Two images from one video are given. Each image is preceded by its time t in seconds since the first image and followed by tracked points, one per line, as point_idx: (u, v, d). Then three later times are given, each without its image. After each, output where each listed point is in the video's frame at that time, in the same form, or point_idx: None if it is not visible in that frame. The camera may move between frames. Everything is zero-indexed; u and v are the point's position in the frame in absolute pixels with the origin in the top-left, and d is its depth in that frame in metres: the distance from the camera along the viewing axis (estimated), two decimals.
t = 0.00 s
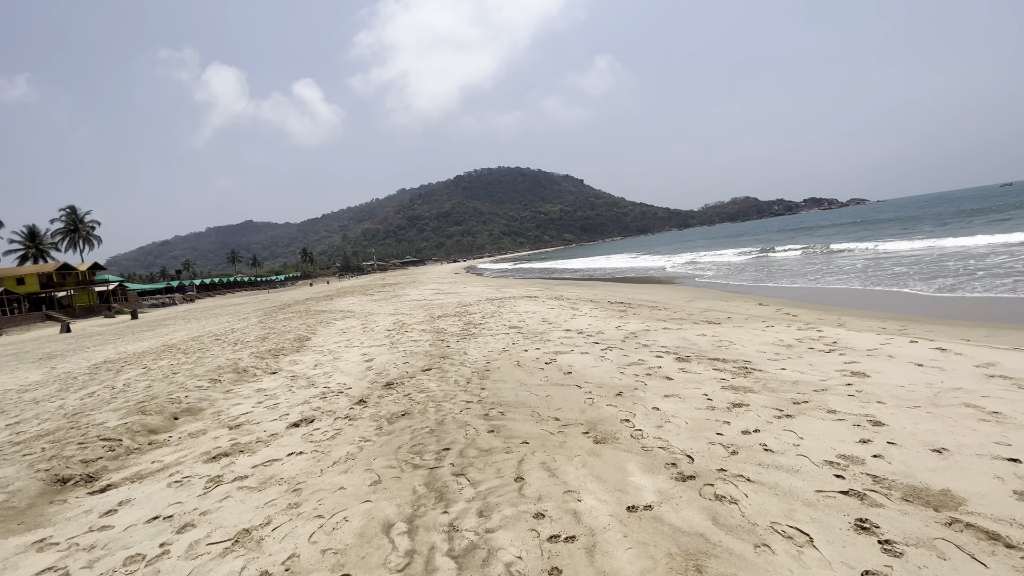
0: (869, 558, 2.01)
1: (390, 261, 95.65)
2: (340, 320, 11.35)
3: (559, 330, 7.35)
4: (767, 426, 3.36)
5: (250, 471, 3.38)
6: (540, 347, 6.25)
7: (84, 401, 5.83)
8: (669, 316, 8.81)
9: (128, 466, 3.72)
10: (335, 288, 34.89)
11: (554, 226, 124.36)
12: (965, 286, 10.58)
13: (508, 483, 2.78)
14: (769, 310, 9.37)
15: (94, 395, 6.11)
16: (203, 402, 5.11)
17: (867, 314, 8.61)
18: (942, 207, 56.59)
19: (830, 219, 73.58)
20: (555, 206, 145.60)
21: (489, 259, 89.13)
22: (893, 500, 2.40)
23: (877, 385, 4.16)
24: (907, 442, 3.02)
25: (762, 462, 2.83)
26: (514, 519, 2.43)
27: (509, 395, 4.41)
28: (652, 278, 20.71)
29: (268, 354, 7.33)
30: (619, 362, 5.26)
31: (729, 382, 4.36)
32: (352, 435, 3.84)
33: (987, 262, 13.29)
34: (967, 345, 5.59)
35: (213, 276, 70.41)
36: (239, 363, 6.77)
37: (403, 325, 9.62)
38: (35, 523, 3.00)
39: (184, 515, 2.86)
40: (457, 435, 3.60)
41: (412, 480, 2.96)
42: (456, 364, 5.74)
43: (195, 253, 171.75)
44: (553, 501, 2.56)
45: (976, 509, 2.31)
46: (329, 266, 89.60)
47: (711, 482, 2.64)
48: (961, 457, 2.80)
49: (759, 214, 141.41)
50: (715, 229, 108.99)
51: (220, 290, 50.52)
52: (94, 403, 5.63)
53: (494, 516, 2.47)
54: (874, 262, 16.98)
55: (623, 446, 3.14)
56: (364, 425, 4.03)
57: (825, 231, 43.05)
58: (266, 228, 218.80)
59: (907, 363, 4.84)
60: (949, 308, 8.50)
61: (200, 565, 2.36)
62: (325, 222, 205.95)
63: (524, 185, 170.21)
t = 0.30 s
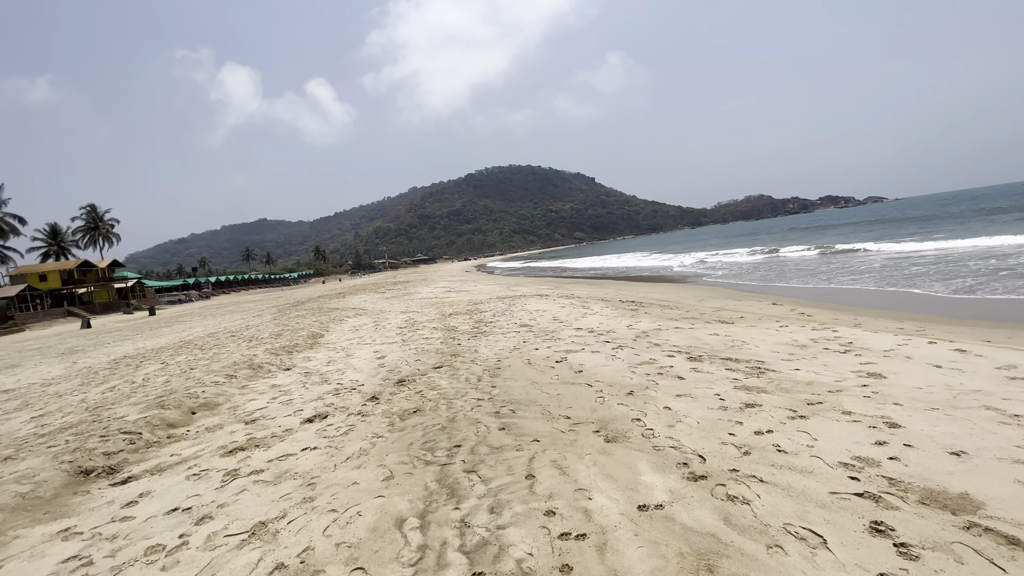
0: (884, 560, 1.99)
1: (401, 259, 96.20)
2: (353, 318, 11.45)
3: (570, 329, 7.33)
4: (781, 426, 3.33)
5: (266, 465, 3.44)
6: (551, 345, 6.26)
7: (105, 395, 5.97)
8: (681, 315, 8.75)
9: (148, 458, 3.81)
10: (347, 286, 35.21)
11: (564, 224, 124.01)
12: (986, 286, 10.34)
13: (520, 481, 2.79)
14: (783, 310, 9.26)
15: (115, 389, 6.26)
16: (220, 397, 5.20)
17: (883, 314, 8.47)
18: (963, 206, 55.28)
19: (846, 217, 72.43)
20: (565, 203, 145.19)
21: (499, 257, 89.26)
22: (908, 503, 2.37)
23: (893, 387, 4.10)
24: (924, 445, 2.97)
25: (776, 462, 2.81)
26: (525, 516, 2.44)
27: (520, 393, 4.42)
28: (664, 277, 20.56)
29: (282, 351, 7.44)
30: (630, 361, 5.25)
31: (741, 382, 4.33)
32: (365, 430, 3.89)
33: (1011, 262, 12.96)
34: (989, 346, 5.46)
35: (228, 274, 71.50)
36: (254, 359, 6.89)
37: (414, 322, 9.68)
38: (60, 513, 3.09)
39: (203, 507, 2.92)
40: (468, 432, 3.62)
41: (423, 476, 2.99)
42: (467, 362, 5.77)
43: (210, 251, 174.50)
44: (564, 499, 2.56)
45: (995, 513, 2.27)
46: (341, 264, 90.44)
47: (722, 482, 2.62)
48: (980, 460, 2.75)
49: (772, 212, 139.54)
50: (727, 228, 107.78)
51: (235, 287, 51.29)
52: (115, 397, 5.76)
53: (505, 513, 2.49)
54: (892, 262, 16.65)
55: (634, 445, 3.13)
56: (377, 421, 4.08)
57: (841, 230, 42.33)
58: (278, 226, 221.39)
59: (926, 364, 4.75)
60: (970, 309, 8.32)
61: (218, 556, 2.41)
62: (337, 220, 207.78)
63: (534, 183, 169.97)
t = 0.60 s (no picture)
0: (904, 565, 1.96)
1: (412, 257, 96.79)
2: (366, 315, 11.57)
3: (582, 328, 7.32)
4: (797, 428, 3.29)
5: (283, 458, 3.50)
6: (563, 343, 6.26)
7: (127, 388, 6.11)
8: (695, 314, 8.68)
9: (169, 450, 3.90)
10: (359, 283, 35.57)
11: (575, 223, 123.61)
12: (1011, 288, 10.07)
13: (533, 478, 2.80)
14: (799, 310, 9.14)
15: (136, 382, 6.41)
16: (237, 391, 5.30)
17: (902, 315, 8.31)
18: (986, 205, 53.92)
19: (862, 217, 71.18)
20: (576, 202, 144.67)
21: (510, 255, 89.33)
22: (928, 506, 2.33)
23: (914, 389, 4.02)
24: (946, 448, 2.92)
25: (792, 464, 2.78)
26: (538, 513, 2.45)
27: (532, 390, 4.43)
28: (676, 276, 20.41)
29: (297, 347, 7.54)
30: (643, 360, 5.23)
31: (757, 383, 4.28)
32: (378, 426, 3.93)
33: None
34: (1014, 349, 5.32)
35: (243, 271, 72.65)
36: (270, 355, 7.00)
37: (427, 320, 9.74)
38: (85, 502, 3.18)
39: (222, 498, 2.98)
40: (481, 429, 3.64)
41: (437, 472, 3.01)
42: (480, 359, 5.79)
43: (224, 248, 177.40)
44: (577, 497, 2.57)
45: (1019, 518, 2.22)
46: (353, 262, 91.28)
47: (737, 483, 2.60)
48: (1005, 465, 2.68)
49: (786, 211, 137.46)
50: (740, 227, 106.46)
51: (250, 284, 52.13)
52: (136, 390, 5.91)
53: (518, 510, 2.50)
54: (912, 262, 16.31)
55: (647, 444, 3.12)
56: (390, 417, 4.12)
57: (858, 230, 41.58)
58: (291, 224, 224.06)
59: (948, 367, 4.65)
60: (993, 311, 8.12)
61: (237, 546, 2.46)
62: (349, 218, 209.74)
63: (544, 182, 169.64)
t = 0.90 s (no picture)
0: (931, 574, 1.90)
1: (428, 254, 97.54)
2: (385, 310, 11.72)
3: (600, 326, 7.28)
4: (819, 431, 3.22)
5: (303, 449, 3.57)
6: (580, 341, 6.24)
7: (156, 378, 6.32)
8: (714, 314, 8.55)
9: (195, 439, 4.02)
10: (377, 279, 36.04)
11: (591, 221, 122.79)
12: None
13: (548, 475, 2.80)
14: (823, 311, 8.91)
15: (164, 372, 6.63)
16: (260, 384, 5.43)
17: (932, 318, 8.04)
18: None
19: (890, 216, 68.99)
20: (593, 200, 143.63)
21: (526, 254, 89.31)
22: (957, 515, 2.25)
23: (944, 394, 3.89)
24: (978, 456, 2.81)
25: (813, 467, 2.72)
26: (554, 510, 2.45)
27: (548, 388, 4.43)
28: (696, 275, 20.13)
29: (318, 341, 7.68)
30: (661, 359, 5.18)
31: (778, 385, 4.20)
32: (396, 420, 3.98)
33: None
34: None
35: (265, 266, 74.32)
36: (292, 348, 7.15)
37: (444, 316, 9.81)
38: (116, 487, 3.30)
39: (245, 487, 3.06)
40: (497, 425, 3.65)
41: (453, 467, 3.04)
42: (496, 356, 5.81)
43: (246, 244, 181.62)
44: (593, 495, 2.56)
45: None
46: (371, 258, 92.52)
47: (757, 485, 2.56)
48: None
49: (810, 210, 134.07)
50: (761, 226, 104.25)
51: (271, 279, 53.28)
52: (164, 380, 6.11)
53: (534, 506, 2.51)
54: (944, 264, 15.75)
55: (665, 444, 3.09)
56: (408, 411, 4.17)
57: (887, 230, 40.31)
58: (311, 221, 228.04)
59: (981, 372, 4.47)
60: None
61: (259, 534, 2.53)
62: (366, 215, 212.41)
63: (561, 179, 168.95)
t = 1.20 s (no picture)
0: None
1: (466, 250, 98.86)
2: (428, 305, 12.00)
3: (643, 325, 7.15)
4: (882, 442, 3.03)
5: (353, 436, 3.73)
6: (623, 340, 6.15)
7: (218, 363, 6.78)
8: (765, 316, 8.19)
9: (254, 422, 4.29)
10: (418, 274, 36.86)
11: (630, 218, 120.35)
12: None
13: (592, 474, 2.80)
14: (887, 316, 8.34)
15: (226, 358, 7.10)
16: (312, 372, 5.70)
17: (1014, 326, 7.35)
18: None
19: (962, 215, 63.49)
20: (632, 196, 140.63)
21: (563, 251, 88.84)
22: None
23: None
24: None
25: (875, 481, 2.57)
26: (597, 508, 2.45)
27: (590, 386, 4.41)
28: (744, 275, 19.33)
29: (365, 332, 7.98)
30: (707, 361, 5.03)
31: (836, 392, 3.98)
32: (440, 412, 4.08)
33: None
34: None
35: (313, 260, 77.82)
36: (341, 339, 7.46)
37: (486, 311, 9.93)
38: (186, 462, 3.57)
39: (300, 469, 3.24)
40: (539, 422, 3.67)
41: (496, 460, 3.09)
42: (538, 353, 5.83)
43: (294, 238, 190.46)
44: (638, 496, 2.53)
45: None
46: (412, 253, 94.97)
47: (812, 496, 2.45)
48: None
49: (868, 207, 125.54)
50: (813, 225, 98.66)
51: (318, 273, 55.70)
52: (226, 365, 6.54)
53: (577, 503, 2.51)
54: None
55: (712, 449, 3.01)
56: (452, 404, 4.26)
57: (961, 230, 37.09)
58: (353, 216, 236.04)
59: None
60: None
61: (313, 515, 2.67)
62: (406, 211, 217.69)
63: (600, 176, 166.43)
